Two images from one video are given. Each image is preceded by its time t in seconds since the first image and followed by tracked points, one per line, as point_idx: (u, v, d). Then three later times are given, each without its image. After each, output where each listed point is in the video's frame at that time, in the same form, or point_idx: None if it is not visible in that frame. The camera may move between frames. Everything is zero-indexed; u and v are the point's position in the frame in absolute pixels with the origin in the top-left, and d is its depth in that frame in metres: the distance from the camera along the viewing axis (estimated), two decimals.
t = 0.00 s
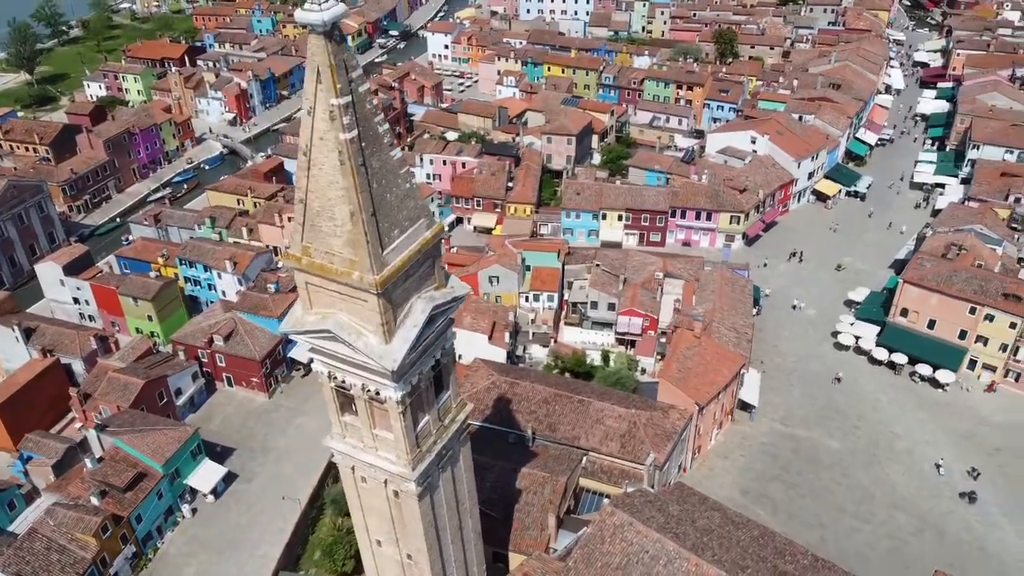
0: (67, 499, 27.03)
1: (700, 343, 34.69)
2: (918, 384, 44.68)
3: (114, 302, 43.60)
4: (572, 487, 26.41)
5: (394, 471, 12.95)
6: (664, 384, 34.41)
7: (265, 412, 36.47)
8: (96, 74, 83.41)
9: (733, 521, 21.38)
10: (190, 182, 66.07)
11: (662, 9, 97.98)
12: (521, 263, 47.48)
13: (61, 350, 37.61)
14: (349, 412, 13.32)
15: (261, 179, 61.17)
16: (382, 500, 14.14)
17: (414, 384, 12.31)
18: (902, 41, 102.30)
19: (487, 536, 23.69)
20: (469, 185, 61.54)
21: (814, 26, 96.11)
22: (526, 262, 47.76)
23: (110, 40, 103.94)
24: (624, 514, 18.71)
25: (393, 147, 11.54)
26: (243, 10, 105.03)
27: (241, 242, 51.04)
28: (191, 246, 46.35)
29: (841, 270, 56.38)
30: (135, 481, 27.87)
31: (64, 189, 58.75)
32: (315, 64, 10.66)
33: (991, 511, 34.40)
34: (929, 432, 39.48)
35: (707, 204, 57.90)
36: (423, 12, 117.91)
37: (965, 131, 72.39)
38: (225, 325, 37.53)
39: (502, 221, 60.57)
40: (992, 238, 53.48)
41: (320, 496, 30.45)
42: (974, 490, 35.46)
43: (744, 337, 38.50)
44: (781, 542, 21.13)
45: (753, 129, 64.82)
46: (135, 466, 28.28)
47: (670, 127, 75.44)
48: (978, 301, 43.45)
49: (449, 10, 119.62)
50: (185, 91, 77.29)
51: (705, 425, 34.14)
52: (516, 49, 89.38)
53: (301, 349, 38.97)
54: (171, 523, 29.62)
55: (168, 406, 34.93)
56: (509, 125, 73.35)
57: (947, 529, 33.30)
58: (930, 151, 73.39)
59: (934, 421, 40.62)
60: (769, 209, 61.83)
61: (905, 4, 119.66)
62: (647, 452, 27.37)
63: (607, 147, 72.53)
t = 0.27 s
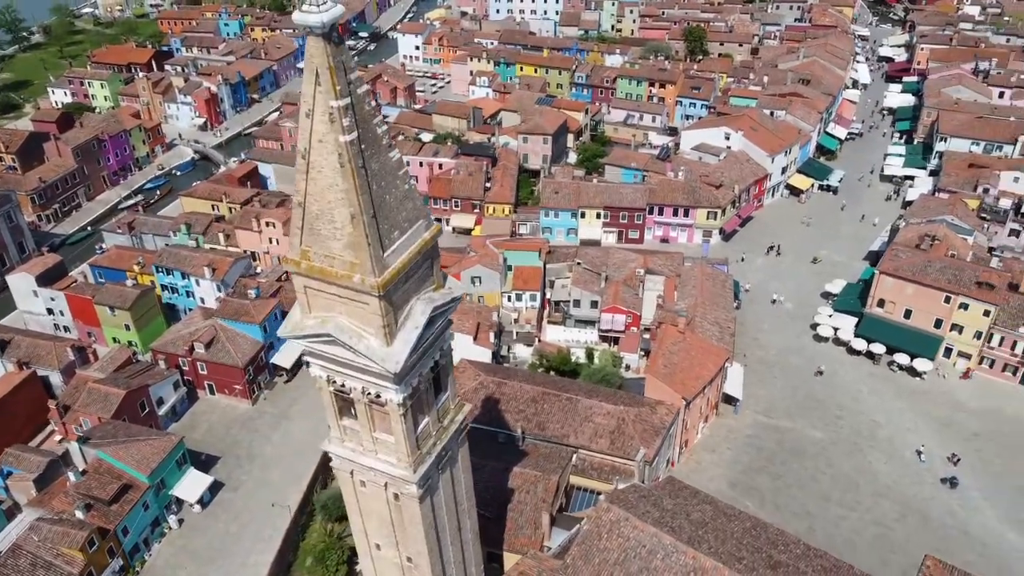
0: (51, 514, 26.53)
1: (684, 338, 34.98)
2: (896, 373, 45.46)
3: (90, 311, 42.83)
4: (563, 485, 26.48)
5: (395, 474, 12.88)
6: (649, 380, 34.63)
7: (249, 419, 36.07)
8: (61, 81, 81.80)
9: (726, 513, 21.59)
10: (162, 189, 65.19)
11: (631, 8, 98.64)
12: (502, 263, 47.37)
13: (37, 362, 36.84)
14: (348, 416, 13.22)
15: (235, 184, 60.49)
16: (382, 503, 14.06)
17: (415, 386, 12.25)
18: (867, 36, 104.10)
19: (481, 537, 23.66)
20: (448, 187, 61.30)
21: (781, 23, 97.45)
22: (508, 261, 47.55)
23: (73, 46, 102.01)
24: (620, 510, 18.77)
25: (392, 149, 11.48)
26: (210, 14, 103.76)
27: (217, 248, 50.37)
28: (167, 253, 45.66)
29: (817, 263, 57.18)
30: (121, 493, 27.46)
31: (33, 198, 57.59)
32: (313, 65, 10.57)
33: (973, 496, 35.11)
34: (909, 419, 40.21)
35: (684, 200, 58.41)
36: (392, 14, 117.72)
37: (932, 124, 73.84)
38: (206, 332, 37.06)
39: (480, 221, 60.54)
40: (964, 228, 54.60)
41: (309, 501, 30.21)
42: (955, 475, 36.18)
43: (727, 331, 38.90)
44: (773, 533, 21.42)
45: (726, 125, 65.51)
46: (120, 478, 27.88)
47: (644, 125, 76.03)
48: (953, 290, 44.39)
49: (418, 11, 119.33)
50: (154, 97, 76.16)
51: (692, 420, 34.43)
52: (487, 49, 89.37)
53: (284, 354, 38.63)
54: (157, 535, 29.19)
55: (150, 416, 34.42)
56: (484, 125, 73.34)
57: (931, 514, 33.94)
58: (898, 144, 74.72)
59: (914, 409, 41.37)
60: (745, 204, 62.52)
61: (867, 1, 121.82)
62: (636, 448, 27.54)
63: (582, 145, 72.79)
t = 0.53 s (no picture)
0: (34, 530, 25.95)
1: (668, 333, 35.26)
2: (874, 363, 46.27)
3: (64, 323, 41.99)
4: (554, 483, 26.55)
5: (396, 477, 12.82)
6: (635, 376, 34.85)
7: (233, 427, 35.65)
8: (23, 88, 80.07)
9: (717, 506, 21.81)
10: (133, 196, 64.20)
11: (599, 7, 99.21)
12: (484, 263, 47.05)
13: (12, 376, 36.01)
14: (346, 420, 13.12)
15: (208, 189, 59.72)
16: (382, 507, 14.00)
17: (415, 388, 12.20)
18: (832, 32, 105.83)
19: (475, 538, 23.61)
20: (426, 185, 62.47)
21: (748, 20, 98.64)
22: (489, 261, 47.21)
23: (34, 52, 99.91)
24: (615, 506, 18.89)
25: (390, 151, 11.44)
26: (175, 18, 102.35)
27: (193, 255, 49.53)
28: (142, 261, 44.89)
29: (793, 256, 57.97)
30: (105, 506, 26.97)
31: None
32: (311, 68, 10.51)
33: (953, 481, 35.86)
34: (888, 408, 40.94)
35: (661, 197, 58.89)
36: (359, 16, 117.11)
37: (898, 118, 75.27)
38: (185, 341, 36.48)
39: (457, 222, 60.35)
40: (935, 219, 55.69)
41: (299, 508, 29.97)
42: (935, 461, 36.93)
43: (709, 326, 39.28)
44: (765, 523, 21.73)
45: (700, 122, 66.11)
46: (104, 491, 27.37)
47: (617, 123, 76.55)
48: (927, 280, 45.31)
49: (386, 13, 118.91)
50: (120, 103, 74.89)
51: (678, 414, 34.72)
52: (458, 49, 89.30)
53: (266, 361, 38.28)
54: (143, 548, 28.72)
55: (131, 427, 33.84)
56: (457, 126, 73.24)
57: (914, 500, 34.61)
58: (866, 138, 76.04)
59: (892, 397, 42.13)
60: (720, 200, 63.19)
61: None
62: (626, 444, 27.70)
63: (556, 144, 73.00)
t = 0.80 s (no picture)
0: (17, 547, 25.43)
1: (651, 330, 35.52)
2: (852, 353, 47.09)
3: (38, 335, 41.10)
4: (545, 482, 26.60)
5: (398, 481, 12.76)
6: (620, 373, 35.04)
7: (217, 436, 35.18)
8: None
9: (708, 499, 22.05)
10: (102, 205, 63.16)
11: (567, 6, 99.60)
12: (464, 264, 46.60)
13: None
14: (345, 425, 13.04)
15: (180, 196, 58.81)
16: (381, 512, 13.93)
17: (415, 390, 12.15)
18: (797, 29, 107.40)
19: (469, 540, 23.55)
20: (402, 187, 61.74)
21: (714, 18, 99.65)
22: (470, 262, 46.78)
23: None
24: (611, 502, 18.97)
25: (389, 152, 11.37)
26: (138, 23, 100.71)
27: (169, 262, 48.54)
28: (117, 271, 44.08)
29: (768, 250, 58.72)
30: (90, 520, 26.50)
31: None
32: (309, 70, 10.41)
33: (933, 466, 36.65)
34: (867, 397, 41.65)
35: (637, 194, 59.34)
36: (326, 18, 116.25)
37: (865, 112, 76.62)
38: (165, 350, 35.85)
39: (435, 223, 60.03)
40: (906, 211, 56.74)
41: (288, 515, 29.69)
42: (915, 447, 37.66)
43: (691, 321, 39.65)
44: (755, 514, 22.04)
45: (672, 119, 66.64)
46: (88, 505, 26.89)
47: (590, 122, 76.96)
48: (901, 270, 46.17)
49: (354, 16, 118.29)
50: (86, 110, 73.56)
51: (663, 410, 34.98)
52: (428, 51, 89.07)
53: (247, 368, 37.86)
54: (129, 561, 28.25)
55: (112, 439, 33.25)
56: (431, 127, 73.01)
57: (896, 486, 35.28)
58: (834, 132, 77.27)
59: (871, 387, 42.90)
60: (695, 196, 63.78)
61: None
62: (615, 441, 27.87)
63: (531, 144, 73.10)
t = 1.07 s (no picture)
0: None
1: (635, 327, 35.79)
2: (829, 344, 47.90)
3: (10, 349, 40.14)
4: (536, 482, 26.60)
5: (399, 484, 12.69)
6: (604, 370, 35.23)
7: (199, 446, 34.68)
8: None
9: (699, 492, 22.28)
10: (70, 215, 61.95)
11: (534, 7, 99.83)
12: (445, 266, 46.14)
13: None
14: (344, 430, 12.96)
15: (151, 204, 57.85)
16: (381, 516, 13.86)
17: (416, 393, 12.09)
18: (761, 26, 108.82)
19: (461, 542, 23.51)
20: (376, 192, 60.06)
21: (681, 16, 100.53)
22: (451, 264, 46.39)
23: None
24: (605, 498, 19.07)
25: (386, 155, 11.33)
26: (100, 29, 98.87)
27: (143, 271, 47.57)
28: (90, 281, 43.20)
29: (744, 244, 59.41)
30: (74, 535, 26.01)
31: None
32: (306, 73, 10.36)
33: (913, 452, 37.50)
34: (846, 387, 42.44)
35: (613, 192, 59.70)
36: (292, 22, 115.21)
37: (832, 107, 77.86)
38: (144, 360, 35.19)
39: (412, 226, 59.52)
40: (877, 203, 57.75)
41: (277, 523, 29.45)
42: (894, 435, 38.44)
43: (673, 317, 39.99)
44: (746, 506, 22.36)
45: (645, 117, 67.10)
46: (71, 520, 26.37)
47: (563, 121, 77.32)
48: (875, 261, 47.02)
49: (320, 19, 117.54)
50: (49, 118, 72.11)
51: (648, 405, 35.21)
52: (397, 53, 88.74)
53: (228, 376, 37.37)
54: None
55: (92, 453, 32.62)
56: (404, 129, 72.39)
57: (878, 473, 36.00)
58: (802, 127, 78.43)
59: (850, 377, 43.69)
60: (669, 192, 64.30)
61: None
62: (603, 437, 27.99)
63: (504, 144, 73.08)
